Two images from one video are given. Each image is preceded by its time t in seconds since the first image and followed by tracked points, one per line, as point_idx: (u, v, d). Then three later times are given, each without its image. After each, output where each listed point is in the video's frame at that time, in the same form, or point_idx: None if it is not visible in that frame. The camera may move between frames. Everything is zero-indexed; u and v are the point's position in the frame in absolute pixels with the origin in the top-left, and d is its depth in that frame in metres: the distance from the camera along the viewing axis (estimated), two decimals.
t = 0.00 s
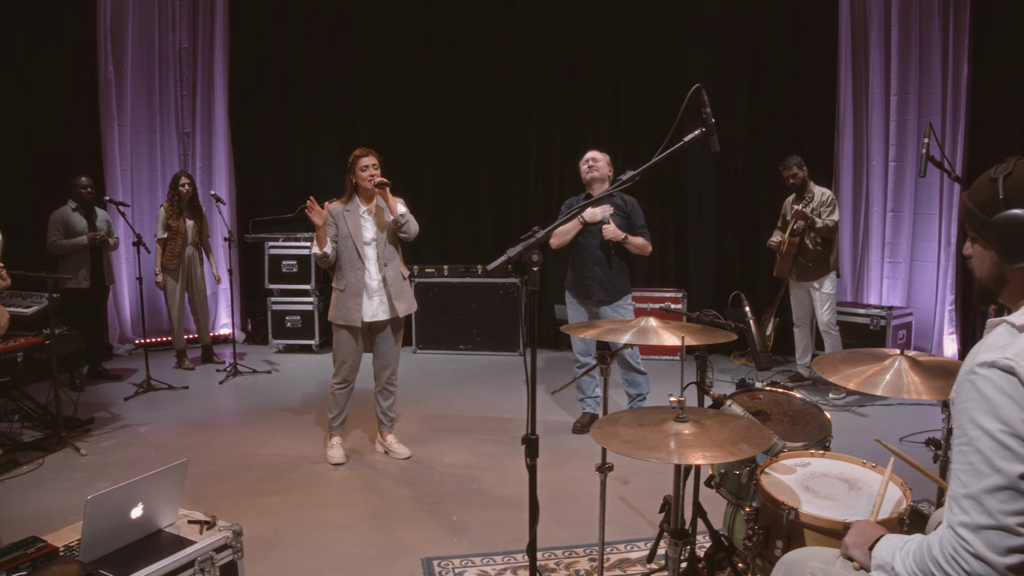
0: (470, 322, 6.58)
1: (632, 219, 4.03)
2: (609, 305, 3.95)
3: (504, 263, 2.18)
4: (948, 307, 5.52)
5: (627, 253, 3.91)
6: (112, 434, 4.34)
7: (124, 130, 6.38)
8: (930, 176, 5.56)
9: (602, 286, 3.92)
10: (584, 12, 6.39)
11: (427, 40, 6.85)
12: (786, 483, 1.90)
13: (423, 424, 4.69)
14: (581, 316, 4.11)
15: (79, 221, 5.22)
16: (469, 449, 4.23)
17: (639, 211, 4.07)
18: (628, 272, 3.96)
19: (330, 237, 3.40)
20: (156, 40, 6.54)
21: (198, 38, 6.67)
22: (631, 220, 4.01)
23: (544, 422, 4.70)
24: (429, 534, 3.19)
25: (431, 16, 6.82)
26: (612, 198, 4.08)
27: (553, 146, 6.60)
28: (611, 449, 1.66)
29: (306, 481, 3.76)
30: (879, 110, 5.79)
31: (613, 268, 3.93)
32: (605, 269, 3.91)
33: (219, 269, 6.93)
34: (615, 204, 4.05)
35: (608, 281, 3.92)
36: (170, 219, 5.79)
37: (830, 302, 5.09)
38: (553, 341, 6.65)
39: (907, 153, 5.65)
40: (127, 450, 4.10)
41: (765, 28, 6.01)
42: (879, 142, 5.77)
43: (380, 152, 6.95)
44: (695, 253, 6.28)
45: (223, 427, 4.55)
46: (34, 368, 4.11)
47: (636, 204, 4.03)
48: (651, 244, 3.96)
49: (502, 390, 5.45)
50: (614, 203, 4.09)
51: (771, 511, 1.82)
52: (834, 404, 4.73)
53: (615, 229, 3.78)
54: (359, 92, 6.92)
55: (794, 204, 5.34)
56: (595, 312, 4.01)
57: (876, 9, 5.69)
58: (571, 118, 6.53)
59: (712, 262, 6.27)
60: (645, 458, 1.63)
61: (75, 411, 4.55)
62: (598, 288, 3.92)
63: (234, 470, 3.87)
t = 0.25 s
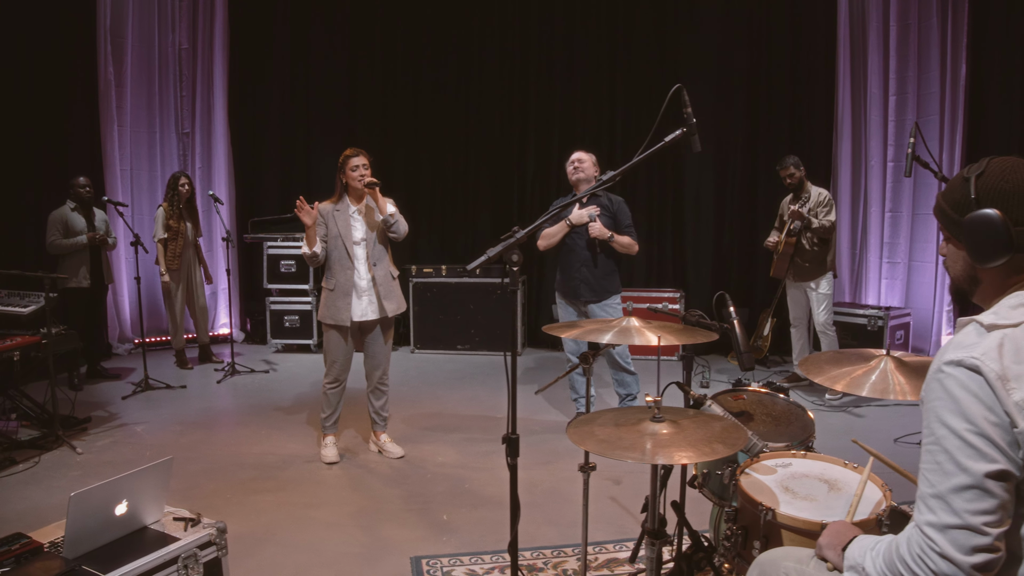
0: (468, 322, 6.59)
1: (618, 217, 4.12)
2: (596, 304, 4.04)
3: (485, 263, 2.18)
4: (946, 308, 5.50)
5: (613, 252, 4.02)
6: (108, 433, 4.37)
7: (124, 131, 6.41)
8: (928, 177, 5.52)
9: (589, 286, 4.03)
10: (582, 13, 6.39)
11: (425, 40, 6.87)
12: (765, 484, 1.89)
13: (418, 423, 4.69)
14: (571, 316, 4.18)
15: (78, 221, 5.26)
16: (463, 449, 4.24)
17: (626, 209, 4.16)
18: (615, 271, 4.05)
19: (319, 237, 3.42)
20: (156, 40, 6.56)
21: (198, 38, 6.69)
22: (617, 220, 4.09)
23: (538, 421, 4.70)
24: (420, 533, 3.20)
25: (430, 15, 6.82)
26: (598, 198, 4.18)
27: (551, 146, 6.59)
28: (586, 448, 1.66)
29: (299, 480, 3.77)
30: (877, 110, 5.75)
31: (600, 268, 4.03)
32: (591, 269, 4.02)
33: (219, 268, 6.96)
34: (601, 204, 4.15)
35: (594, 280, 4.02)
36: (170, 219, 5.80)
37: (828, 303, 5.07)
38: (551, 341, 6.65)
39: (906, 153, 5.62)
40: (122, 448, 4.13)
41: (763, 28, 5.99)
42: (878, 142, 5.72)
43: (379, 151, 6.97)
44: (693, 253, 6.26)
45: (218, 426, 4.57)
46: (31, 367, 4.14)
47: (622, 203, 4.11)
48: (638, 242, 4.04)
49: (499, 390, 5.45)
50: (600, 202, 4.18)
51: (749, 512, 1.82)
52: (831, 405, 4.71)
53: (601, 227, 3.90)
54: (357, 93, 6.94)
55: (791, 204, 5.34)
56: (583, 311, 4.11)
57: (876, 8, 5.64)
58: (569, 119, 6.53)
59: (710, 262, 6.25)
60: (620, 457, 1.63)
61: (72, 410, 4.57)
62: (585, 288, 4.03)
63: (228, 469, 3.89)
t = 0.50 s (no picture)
0: (466, 322, 6.59)
1: (607, 215, 4.15)
2: (590, 304, 4.05)
3: (464, 264, 2.19)
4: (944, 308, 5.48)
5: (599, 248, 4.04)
6: (104, 432, 4.39)
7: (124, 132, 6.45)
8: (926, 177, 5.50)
9: (583, 286, 4.05)
10: (580, 13, 6.40)
11: (424, 41, 6.88)
12: (744, 484, 1.89)
13: (412, 422, 4.70)
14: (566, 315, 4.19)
15: (78, 221, 5.28)
16: (456, 448, 4.24)
17: (615, 207, 4.18)
18: (608, 269, 4.07)
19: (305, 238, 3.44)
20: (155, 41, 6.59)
21: (197, 39, 6.72)
22: (606, 218, 4.13)
23: (532, 421, 4.70)
24: (410, 532, 3.21)
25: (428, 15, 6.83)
26: (586, 197, 4.21)
27: (548, 146, 6.59)
28: (563, 448, 1.66)
29: (292, 479, 3.78)
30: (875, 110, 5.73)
31: (590, 268, 4.04)
32: (582, 268, 4.04)
33: (218, 269, 6.99)
34: (590, 203, 4.18)
35: (587, 280, 4.04)
36: (174, 219, 5.83)
37: (824, 303, 5.05)
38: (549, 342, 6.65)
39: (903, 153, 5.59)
40: (118, 447, 4.15)
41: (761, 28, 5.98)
42: (876, 142, 5.69)
43: (377, 151, 6.99)
44: (691, 252, 6.25)
45: (214, 425, 4.59)
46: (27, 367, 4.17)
47: (610, 201, 4.14)
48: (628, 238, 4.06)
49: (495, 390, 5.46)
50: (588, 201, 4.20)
51: (727, 513, 1.82)
52: (826, 405, 4.69)
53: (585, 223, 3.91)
54: (356, 93, 6.97)
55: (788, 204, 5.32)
56: (577, 311, 4.12)
57: (874, 7, 5.62)
58: (566, 119, 6.53)
59: (708, 262, 6.24)
60: (595, 458, 1.63)
61: (70, 409, 4.60)
62: (579, 288, 4.05)
63: (222, 468, 3.91)
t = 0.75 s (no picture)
0: (464, 322, 6.60)
1: (599, 213, 4.17)
2: (587, 304, 4.05)
3: (443, 264, 2.19)
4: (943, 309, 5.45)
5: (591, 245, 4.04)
6: (102, 430, 4.42)
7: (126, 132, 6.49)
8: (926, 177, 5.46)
9: (578, 285, 4.04)
10: (579, 13, 6.40)
11: (424, 41, 6.89)
12: (724, 484, 1.89)
13: (408, 421, 4.71)
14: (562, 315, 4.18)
15: (80, 221, 5.30)
16: (450, 448, 4.25)
17: (608, 206, 4.20)
18: (603, 268, 4.07)
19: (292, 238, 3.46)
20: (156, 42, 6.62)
21: (197, 40, 6.75)
22: (598, 215, 4.15)
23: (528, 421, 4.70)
24: (400, 531, 3.21)
25: (428, 14, 6.84)
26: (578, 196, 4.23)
27: (547, 146, 6.59)
28: (538, 446, 1.67)
29: (285, 477, 3.80)
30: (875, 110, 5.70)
31: (585, 266, 4.05)
32: (575, 267, 4.04)
33: (219, 268, 7.02)
34: (583, 202, 4.19)
35: (582, 279, 4.04)
36: (179, 219, 5.86)
37: (822, 303, 5.03)
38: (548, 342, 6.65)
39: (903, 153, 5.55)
40: (115, 445, 4.18)
41: (760, 28, 5.97)
42: (875, 142, 5.65)
43: (376, 151, 7.01)
44: (690, 252, 6.23)
45: (211, 424, 4.61)
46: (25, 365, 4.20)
47: (601, 199, 4.17)
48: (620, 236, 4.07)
49: (491, 389, 5.46)
50: (581, 201, 4.21)
51: (706, 513, 1.82)
52: (823, 406, 4.67)
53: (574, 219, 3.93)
54: (356, 94, 6.99)
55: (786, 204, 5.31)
56: (574, 310, 4.11)
57: (873, 6, 5.59)
58: (565, 119, 6.53)
59: (706, 262, 6.22)
60: (570, 457, 1.63)
61: (68, 407, 4.64)
62: (575, 288, 4.04)
63: (217, 466, 3.93)
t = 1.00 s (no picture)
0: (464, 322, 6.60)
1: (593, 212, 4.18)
2: (585, 304, 4.06)
3: (425, 264, 2.20)
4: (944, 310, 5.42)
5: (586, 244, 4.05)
6: (102, 428, 4.46)
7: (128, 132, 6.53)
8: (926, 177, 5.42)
9: (578, 285, 4.05)
10: (579, 13, 6.40)
11: (424, 42, 6.91)
12: (705, 484, 1.89)
13: (404, 421, 4.72)
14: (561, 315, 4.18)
15: (84, 221, 5.34)
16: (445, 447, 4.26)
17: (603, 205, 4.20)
18: (601, 267, 4.08)
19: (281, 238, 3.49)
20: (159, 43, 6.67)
21: (199, 41, 6.80)
22: (593, 214, 4.15)
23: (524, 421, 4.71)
24: (393, 529, 3.23)
25: (427, 14, 6.85)
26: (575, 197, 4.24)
27: (547, 146, 6.59)
28: (515, 446, 1.67)
29: (281, 476, 3.82)
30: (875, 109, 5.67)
31: (583, 266, 4.05)
32: (574, 267, 4.05)
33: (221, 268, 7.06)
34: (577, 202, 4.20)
35: (581, 279, 4.05)
36: (185, 219, 5.92)
37: (821, 303, 5.02)
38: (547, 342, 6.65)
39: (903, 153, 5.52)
40: (114, 443, 4.21)
41: (759, 28, 5.95)
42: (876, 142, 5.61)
43: (377, 152, 7.03)
44: (689, 252, 6.22)
45: (209, 422, 4.64)
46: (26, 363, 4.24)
47: (597, 198, 4.17)
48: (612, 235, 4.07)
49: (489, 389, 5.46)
50: (579, 201, 4.21)
51: (686, 513, 1.81)
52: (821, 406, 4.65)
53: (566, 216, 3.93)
54: (357, 94, 7.01)
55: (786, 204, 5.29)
56: (573, 311, 4.12)
57: (874, 6, 5.57)
58: (565, 119, 6.53)
59: (706, 262, 6.21)
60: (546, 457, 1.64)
61: (69, 406, 4.68)
62: (574, 288, 4.05)
63: (213, 464, 3.96)
